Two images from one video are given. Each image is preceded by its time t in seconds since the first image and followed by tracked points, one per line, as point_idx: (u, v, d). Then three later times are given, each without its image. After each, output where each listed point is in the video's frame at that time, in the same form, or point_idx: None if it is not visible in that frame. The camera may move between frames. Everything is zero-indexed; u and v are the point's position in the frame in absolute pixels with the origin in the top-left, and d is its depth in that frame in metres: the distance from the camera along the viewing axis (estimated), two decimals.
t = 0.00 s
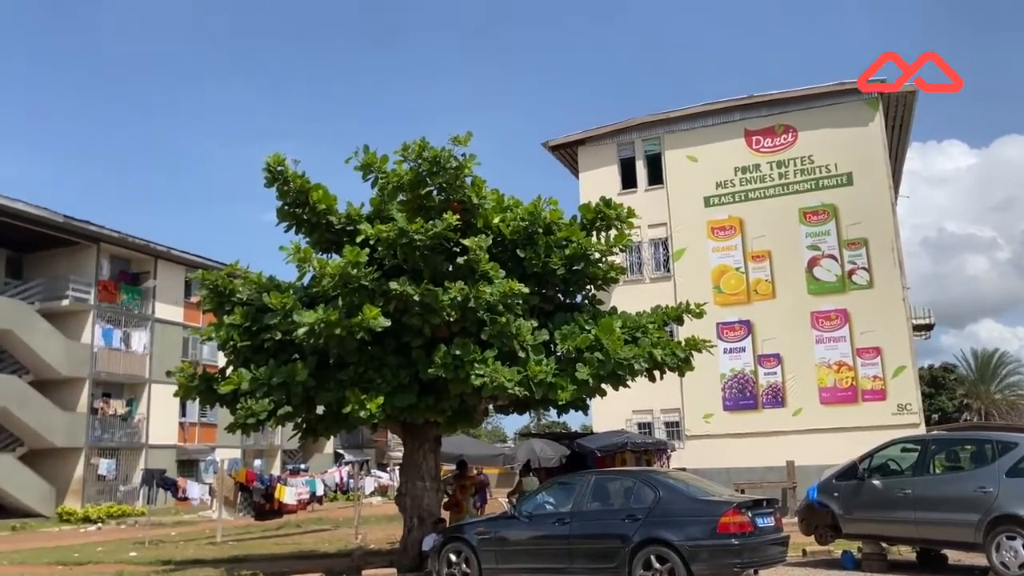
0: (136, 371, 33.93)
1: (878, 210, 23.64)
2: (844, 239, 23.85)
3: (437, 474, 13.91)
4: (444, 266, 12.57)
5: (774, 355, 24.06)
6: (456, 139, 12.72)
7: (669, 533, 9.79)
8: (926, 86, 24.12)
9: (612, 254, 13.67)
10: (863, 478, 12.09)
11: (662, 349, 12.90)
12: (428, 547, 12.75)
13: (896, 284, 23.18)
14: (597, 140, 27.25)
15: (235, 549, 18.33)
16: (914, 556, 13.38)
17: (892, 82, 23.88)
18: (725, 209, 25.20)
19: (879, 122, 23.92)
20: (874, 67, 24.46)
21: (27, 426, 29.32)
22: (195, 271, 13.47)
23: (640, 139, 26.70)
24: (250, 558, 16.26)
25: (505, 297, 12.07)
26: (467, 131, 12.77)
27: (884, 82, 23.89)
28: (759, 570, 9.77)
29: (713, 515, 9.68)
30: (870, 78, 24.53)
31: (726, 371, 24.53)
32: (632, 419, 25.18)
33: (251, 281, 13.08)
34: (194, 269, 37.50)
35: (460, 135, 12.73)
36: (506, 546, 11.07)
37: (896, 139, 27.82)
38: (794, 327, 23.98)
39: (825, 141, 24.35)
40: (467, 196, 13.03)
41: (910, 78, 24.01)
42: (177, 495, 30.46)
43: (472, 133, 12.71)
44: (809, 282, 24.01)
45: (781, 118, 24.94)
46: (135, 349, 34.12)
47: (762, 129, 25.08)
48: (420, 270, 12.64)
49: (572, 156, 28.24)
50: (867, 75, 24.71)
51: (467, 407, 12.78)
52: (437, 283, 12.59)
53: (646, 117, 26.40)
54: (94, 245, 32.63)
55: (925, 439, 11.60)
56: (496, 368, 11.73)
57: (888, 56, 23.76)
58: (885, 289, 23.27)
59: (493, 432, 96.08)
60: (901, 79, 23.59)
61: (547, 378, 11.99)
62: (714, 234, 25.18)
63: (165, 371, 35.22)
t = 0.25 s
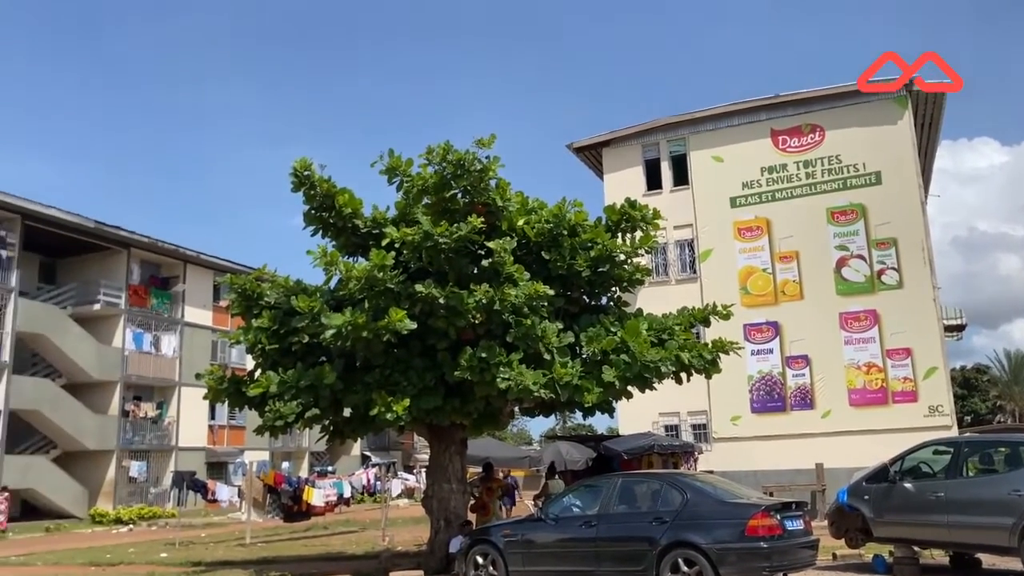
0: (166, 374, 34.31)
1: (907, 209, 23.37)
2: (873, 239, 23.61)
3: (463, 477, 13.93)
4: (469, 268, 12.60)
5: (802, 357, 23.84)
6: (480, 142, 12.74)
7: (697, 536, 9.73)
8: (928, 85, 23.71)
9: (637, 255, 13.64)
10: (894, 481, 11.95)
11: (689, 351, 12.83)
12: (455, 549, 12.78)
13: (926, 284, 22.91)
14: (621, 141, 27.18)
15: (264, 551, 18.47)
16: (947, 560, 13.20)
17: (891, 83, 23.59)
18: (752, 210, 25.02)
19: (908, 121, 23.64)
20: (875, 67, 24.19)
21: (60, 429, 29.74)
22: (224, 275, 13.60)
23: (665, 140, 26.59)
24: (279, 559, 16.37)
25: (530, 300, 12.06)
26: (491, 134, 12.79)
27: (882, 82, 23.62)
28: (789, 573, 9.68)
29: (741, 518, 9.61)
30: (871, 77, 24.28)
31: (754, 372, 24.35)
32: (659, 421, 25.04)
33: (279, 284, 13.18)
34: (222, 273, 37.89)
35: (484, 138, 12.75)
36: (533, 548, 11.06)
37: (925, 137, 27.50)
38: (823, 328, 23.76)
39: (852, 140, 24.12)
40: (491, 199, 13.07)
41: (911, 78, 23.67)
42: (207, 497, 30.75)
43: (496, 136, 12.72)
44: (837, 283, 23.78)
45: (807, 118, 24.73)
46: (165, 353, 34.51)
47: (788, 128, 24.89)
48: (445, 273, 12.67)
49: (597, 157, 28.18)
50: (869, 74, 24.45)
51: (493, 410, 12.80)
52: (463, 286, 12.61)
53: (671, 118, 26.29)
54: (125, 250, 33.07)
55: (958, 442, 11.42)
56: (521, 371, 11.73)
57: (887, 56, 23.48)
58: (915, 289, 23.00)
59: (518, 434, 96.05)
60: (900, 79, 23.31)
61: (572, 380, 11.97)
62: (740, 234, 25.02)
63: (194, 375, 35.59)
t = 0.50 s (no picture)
0: (197, 376, 34.69)
1: (940, 207, 23.05)
2: (905, 238, 23.30)
3: (491, 479, 13.93)
4: (495, 270, 12.59)
5: (833, 358, 23.58)
6: (506, 144, 12.74)
7: (727, 539, 9.64)
8: (929, 85, 23.23)
9: (665, 256, 13.58)
10: (928, 483, 11.75)
11: (718, 353, 12.74)
12: (483, 551, 12.78)
13: (960, 284, 22.57)
14: (649, 142, 27.05)
15: (294, 552, 18.59)
16: (983, 565, 12.99)
17: (891, 83, 23.41)
18: (781, 210, 24.81)
19: (941, 118, 23.32)
20: (875, 66, 23.87)
21: (95, 430, 30.18)
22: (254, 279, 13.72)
23: (692, 140, 26.43)
24: (309, 561, 16.49)
25: (557, 302, 12.03)
26: (517, 136, 12.79)
27: (881, 82, 23.52)
28: None
29: (772, 521, 9.51)
30: (871, 77, 24.10)
31: (784, 374, 24.12)
32: (687, 424, 24.88)
33: (308, 287, 13.26)
34: (252, 276, 38.24)
35: (510, 140, 12.75)
36: (561, 550, 11.03)
37: (958, 135, 27.11)
38: (854, 329, 23.49)
39: (883, 139, 23.82)
40: (518, 201, 13.07)
41: (911, 77, 23.35)
42: (238, 498, 31.02)
43: (522, 138, 12.72)
44: (869, 283, 23.50)
45: (837, 116, 24.47)
46: (196, 356, 34.89)
47: (818, 127, 24.63)
48: (472, 276, 12.67)
49: (624, 158, 28.08)
50: (869, 73, 24.18)
51: (521, 412, 12.79)
52: (490, 288, 12.62)
53: (698, 118, 26.13)
54: (157, 254, 33.48)
55: (993, 444, 11.24)
56: (548, 373, 11.70)
57: (886, 57, 23.20)
58: (949, 289, 22.67)
59: (546, 436, 95.98)
60: (896, 80, 23.08)
61: (600, 383, 11.92)
62: (769, 235, 24.81)
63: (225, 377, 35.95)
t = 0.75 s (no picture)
0: (231, 378, 35.04)
1: (977, 205, 22.65)
2: (941, 237, 22.94)
3: (522, 480, 13.91)
4: (525, 272, 12.58)
5: (868, 359, 23.26)
6: (536, 146, 12.72)
7: (761, 542, 9.53)
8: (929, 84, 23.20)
9: (696, 257, 13.49)
10: (968, 486, 11.52)
11: (751, 354, 12.62)
12: (514, 553, 12.76)
13: (999, 283, 22.16)
14: (679, 142, 26.90)
15: (327, 552, 18.71)
16: None
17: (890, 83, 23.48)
18: (814, 209, 24.53)
19: (978, 115, 22.92)
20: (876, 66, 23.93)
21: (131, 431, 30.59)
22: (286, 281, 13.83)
23: (723, 139, 26.23)
24: (341, 561, 16.59)
25: (588, 303, 11.97)
26: (547, 137, 12.76)
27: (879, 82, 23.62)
28: None
29: (806, 524, 9.39)
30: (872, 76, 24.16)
31: (817, 375, 23.84)
32: (719, 426, 24.69)
33: (340, 289, 13.34)
34: (285, 278, 38.59)
35: (540, 141, 12.72)
36: (593, 552, 10.99)
37: (995, 131, 26.63)
38: (890, 329, 23.16)
39: (918, 136, 23.47)
40: (547, 202, 13.05)
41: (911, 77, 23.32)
42: (271, 498, 31.24)
43: (552, 138, 12.69)
44: (904, 283, 23.16)
45: (871, 114, 24.15)
46: (230, 357, 35.25)
47: (851, 125, 24.32)
48: (502, 277, 12.66)
49: (654, 158, 27.95)
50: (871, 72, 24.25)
51: (552, 413, 12.76)
52: (519, 289, 12.59)
53: (729, 117, 25.93)
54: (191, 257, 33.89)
55: None
56: (579, 374, 11.65)
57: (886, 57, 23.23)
58: (988, 289, 22.26)
59: (576, 438, 95.68)
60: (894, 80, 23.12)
61: (631, 384, 11.85)
62: (802, 234, 24.54)
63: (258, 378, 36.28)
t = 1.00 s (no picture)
0: (267, 378, 35.43)
1: (1019, 202, 22.22)
2: (982, 234, 22.54)
3: (556, 481, 13.89)
4: (558, 272, 12.56)
5: (907, 359, 22.92)
6: (568, 146, 12.69)
7: (799, 544, 9.43)
8: (928, 84, 23.10)
9: (731, 256, 13.40)
10: (1011, 488, 11.28)
11: (787, 354, 12.49)
12: (549, 554, 12.75)
13: None
14: (712, 140, 26.71)
15: (362, 551, 18.84)
16: None
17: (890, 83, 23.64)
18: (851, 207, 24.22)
19: (1019, 110, 22.48)
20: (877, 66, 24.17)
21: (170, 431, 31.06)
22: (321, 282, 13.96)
23: (758, 137, 25.99)
24: (377, 560, 16.70)
25: (621, 303, 11.92)
26: (579, 138, 12.74)
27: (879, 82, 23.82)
28: None
29: (844, 527, 9.28)
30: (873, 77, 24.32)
31: (855, 376, 23.53)
32: (755, 427, 24.47)
33: (373, 290, 13.41)
34: (320, 280, 38.94)
35: (572, 141, 12.70)
36: (628, 554, 10.96)
37: None
38: (929, 328, 22.81)
39: (958, 132, 23.08)
40: (580, 202, 13.04)
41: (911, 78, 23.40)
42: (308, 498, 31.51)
43: (584, 139, 12.66)
44: (944, 281, 22.79)
45: (908, 110, 23.79)
46: (266, 358, 35.64)
47: (888, 122, 23.98)
48: (535, 277, 12.65)
49: (687, 157, 27.79)
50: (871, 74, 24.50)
51: (585, 414, 12.73)
52: (552, 290, 12.58)
53: (763, 115, 25.69)
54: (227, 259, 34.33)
55: None
56: (613, 374, 11.61)
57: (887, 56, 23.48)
58: None
59: (609, 438, 95.37)
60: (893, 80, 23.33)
61: (665, 385, 11.79)
62: (839, 233, 24.24)
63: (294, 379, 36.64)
